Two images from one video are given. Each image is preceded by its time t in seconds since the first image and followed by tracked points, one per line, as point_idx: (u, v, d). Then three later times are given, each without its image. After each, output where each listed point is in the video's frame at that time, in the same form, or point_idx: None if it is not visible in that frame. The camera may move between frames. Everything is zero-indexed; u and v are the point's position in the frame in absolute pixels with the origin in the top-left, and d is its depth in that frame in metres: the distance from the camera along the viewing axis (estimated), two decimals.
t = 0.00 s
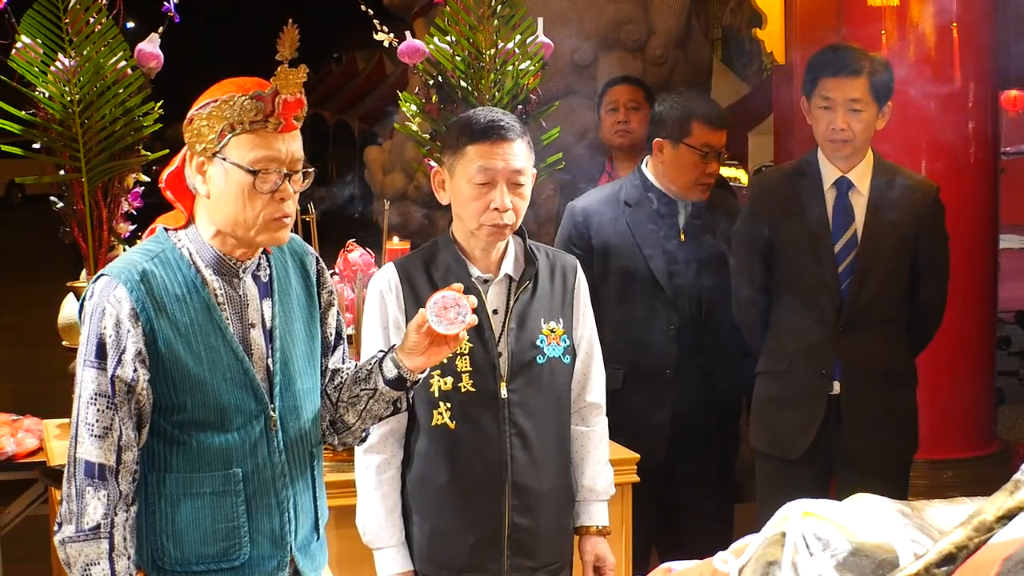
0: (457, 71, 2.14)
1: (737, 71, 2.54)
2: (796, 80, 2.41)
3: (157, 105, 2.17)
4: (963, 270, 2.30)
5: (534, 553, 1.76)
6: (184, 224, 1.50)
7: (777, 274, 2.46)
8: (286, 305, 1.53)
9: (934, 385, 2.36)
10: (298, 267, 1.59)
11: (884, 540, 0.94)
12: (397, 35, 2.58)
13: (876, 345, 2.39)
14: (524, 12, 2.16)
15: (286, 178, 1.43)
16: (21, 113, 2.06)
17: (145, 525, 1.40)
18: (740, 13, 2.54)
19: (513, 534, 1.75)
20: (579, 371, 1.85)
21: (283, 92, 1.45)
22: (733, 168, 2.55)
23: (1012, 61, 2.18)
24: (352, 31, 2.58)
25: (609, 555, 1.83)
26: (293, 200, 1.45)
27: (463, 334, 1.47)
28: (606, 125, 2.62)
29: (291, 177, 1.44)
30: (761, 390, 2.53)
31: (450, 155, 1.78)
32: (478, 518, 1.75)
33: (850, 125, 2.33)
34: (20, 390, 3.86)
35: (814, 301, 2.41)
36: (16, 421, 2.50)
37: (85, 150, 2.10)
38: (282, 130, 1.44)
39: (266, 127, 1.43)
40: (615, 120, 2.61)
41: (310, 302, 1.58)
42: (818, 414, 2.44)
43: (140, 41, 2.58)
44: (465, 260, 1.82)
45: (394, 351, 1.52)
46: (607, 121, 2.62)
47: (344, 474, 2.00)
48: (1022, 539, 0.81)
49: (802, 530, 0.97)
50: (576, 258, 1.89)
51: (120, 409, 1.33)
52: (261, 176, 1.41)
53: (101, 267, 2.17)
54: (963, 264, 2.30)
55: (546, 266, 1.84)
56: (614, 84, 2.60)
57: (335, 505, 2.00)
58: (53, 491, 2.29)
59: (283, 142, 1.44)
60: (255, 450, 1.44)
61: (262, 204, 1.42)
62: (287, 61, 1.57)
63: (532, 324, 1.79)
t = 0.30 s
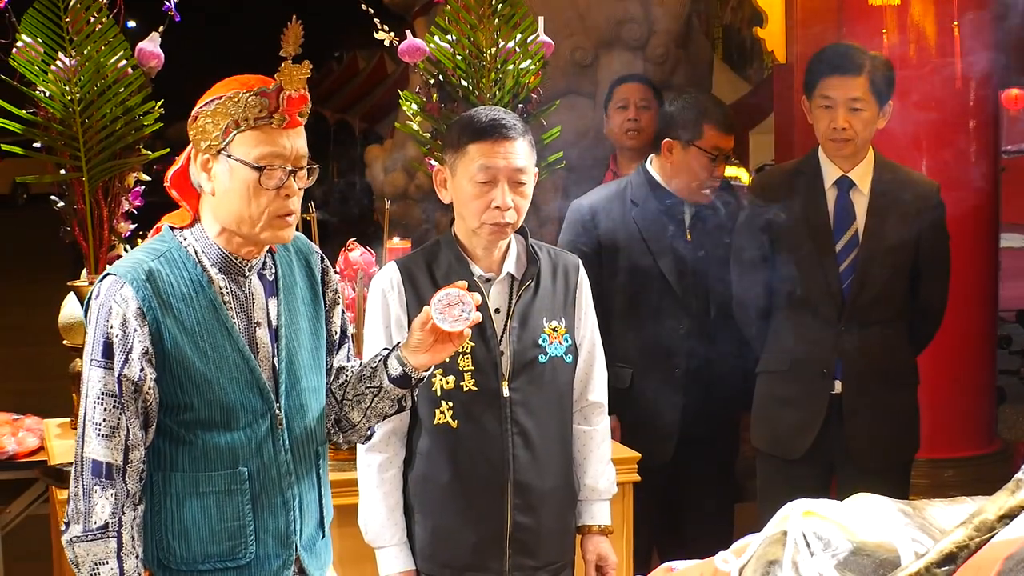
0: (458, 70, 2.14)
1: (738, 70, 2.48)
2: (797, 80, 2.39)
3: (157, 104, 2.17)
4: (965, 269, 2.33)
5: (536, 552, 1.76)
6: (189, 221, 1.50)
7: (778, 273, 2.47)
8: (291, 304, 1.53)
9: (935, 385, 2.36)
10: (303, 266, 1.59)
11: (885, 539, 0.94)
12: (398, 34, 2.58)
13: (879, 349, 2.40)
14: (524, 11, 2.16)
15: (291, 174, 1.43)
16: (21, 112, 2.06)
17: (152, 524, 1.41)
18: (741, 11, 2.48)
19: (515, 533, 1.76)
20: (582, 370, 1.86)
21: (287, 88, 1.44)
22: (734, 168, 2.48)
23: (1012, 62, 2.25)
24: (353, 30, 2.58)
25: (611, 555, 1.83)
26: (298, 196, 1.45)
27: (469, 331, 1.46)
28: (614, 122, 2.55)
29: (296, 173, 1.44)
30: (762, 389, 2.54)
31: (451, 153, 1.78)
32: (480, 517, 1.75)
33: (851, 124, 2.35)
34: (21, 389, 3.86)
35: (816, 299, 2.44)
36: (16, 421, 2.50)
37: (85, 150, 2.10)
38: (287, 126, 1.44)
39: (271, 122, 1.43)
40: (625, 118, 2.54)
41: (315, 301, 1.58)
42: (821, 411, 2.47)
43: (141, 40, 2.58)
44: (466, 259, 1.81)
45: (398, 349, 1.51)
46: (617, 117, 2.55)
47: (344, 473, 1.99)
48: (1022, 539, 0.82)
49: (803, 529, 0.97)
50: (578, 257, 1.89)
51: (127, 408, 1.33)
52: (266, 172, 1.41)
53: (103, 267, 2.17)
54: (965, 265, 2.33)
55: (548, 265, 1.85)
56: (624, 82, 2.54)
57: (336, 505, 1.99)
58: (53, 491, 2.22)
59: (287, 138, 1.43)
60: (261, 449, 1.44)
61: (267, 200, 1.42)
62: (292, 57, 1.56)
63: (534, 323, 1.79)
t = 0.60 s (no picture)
0: (458, 70, 2.14)
1: (740, 71, 2.45)
2: (797, 78, 2.39)
3: (158, 105, 2.17)
4: (967, 270, 2.34)
5: (538, 553, 1.76)
6: (191, 221, 1.50)
7: (779, 273, 2.46)
8: (292, 305, 1.53)
9: (935, 385, 2.38)
10: (304, 267, 1.59)
11: (886, 540, 0.94)
12: (398, 35, 2.59)
13: (879, 349, 2.40)
14: (525, 10, 2.16)
15: (291, 175, 1.43)
16: (22, 113, 2.06)
17: (152, 525, 1.41)
18: (741, 11, 2.45)
19: (515, 534, 1.75)
20: (583, 371, 1.86)
21: (287, 88, 1.44)
22: (735, 168, 2.48)
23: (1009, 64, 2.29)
24: (355, 31, 2.58)
25: (612, 555, 1.83)
26: (298, 197, 1.45)
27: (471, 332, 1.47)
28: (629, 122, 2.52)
29: (297, 173, 1.44)
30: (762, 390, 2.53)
31: (453, 152, 1.78)
32: (482, 518, 1.75)
33: (852, 124, 2.34)
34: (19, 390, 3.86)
35: (816, 299, 2.43)
36: (17, 421, 2.51)
37: (85, 150, 2.10)
38: (287, 127, 1.44)
39: (270, 123, 1.42)
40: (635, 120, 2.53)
41: (316, 302, 1.58)
42: (821, 412, 2.47)
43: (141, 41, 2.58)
44: (468, 259, 1.81)
45: (399, 350, 1.51)
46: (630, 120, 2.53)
47: (345, 474, 1.99)
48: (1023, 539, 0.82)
49: (804, 530, 0.97)
50: (579, 257, 1.89)
51: (127, 409, 1.33)
52: (266, 173, 1.41)
53: (103, 267, 2.17)
54: (966, 266, 2.34)
55: (550, 266, 1.85)
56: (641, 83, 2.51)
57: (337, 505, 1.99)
58: (54, 492, 2.22)
59: (288, 139, 1.43)
60: (262, 450, 1.44)
61: (267, 200, 1.41)
62: (292, 58, 1.56)
63: (535, 324, 1.79)
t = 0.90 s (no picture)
0: (461, 70, 2.14)
1: (743, 72, 2.47)
2: (798, 86, 2.40)
3: (160, 105, 2.17)
4: (969, 269, 2.32)
5: (540, 554, 1.76)
6: (185, 224, 1.47)
7: (783, 274, 2.46)
8: (289, 305, 1.51)
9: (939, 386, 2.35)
10: (301, 266, 1.57)
11: (889, 541, 0.94)
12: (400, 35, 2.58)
13: (882, 349, 2.39)
14: (527, 10, 2.16)
15: (282, 179, 1.40)
16: (23, 113, 2.06)
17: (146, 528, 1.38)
18: (744, 11, 2.47)
19: (519, 534, 1.75)
20: (585, 371, 1.85)
21: (274, 93, 1.41)
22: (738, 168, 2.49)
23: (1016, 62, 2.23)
24: (356, 31, 2.58)
25: (615, 556, 1.83)
26: (291, 201, 1.42)
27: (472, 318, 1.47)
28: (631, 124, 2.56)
29: (288, 177, 1.41)
30: (765, 390, 2.53)
31: (456, 151, 1.78)
32: (484, 518, 1.75)
33: (857, 124, 2.35)
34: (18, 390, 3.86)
35: (820, 299, 2.42)
36: (19, 421, 2.51)
37: (88, 151, 2.09)
38: (276, 131, 1.41)
39: (259, 128, 1.39)
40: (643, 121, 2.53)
41: (313, 301, 1.56)
42: (823, 412, 2.47)
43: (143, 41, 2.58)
44: (470, 260, 1.81)
45: (400, 341, 1.51)
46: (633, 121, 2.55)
47: (347, 475, 1.99)
48: None
49: (807, 531, 0.97)
50: (581, 257, 1.89)
51: (118, 412, 1.30)
52: (256, 178, 1.38)
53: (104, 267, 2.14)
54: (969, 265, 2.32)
55: (552, 266, 1.85)
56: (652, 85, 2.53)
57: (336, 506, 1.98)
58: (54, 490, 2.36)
59: (278, 143, 1.40)
60: (259, 451, 1.42)
61: (258, 206, 1.38)
62: (278, 61, 1.52)
63: (537, 324, 1.79)
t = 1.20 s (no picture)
0: (464, 71, 2.14)
1: (747, 73, 2.48)
2: (803, 85, 2.38)
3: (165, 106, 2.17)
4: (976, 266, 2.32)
5: (544, 555, 1.76)
6: (164, 229, 1.46)
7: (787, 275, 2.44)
8: (270, 308, 1.49)
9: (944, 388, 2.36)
10: (282, 267, 1.55)
11: (893, 542, 0.93)
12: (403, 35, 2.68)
13: (888, 350, 2.39)
14: (531, 11, 2.15)
15: (256, 188, 1.38)
16: (27, 114, 2.05)
17: (131, 532, 1.38)
18: (747, 12, 2.49)
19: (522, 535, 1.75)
20: (589, 372, 1.85)
21: (244, 103, 1.38)
22: (741, 168, 2.50)
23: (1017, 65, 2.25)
24: (361, 32, 2.62)
25: (619, 557, 1.82)
26: (267, 209, 1.40)
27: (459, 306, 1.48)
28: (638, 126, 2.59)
29: (263, 184, 1.39)
30: (769, 392, 2.49)
31: (458, 151, 1.78)
32: (487, 519, 1.74)
33: (862, 126, 2.33)
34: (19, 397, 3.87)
35: (824, 301, 2.41)
36: (24, 422, 2.51)
37: (92, 151, 2.09)
38: (249, 140, 1.38)
39: (231, 139, 1.37)
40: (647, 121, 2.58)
41: (294, 302, 1.54)
42: (829, 413, 2.44)
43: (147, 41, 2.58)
44: (473, 261, 1.81)
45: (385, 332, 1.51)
46: (643, 124, 2.59)
47: (352, 475, 1.98)
48: None
49: (811, 532, 0.96)
50: (585, 258, 1.89)
51: (94, 421, 1.28)
52: (229, 190, 1.36)
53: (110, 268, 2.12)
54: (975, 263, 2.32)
55: (556, 268, 1.84)
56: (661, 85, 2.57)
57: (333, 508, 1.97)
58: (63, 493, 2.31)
59: (251, 152, 1.38)
60: (242, 456, 1.41)
61: (233, 216, 1.37)
62: (247, 71, 1.49)
63: (541, 325, 1.78)
